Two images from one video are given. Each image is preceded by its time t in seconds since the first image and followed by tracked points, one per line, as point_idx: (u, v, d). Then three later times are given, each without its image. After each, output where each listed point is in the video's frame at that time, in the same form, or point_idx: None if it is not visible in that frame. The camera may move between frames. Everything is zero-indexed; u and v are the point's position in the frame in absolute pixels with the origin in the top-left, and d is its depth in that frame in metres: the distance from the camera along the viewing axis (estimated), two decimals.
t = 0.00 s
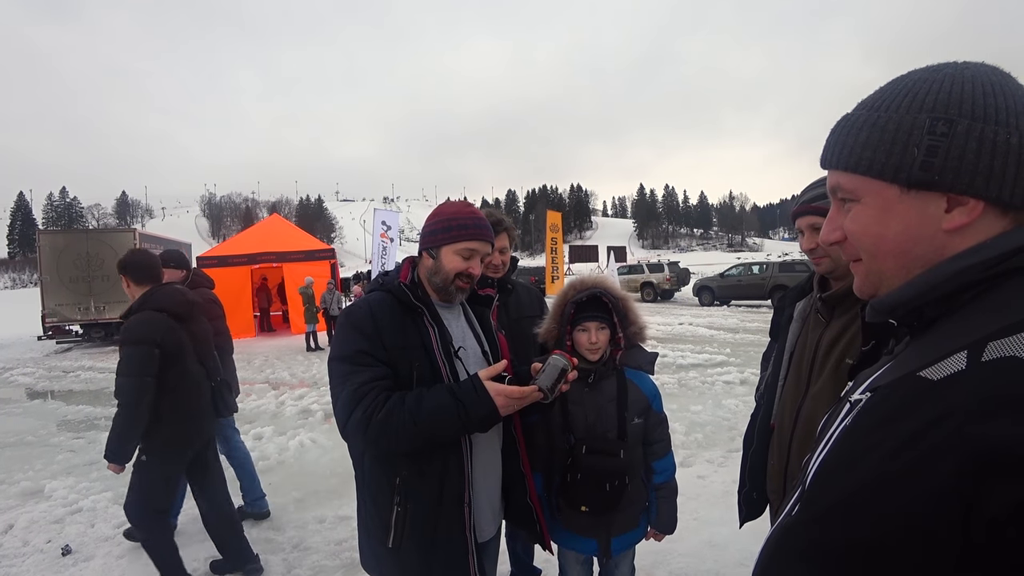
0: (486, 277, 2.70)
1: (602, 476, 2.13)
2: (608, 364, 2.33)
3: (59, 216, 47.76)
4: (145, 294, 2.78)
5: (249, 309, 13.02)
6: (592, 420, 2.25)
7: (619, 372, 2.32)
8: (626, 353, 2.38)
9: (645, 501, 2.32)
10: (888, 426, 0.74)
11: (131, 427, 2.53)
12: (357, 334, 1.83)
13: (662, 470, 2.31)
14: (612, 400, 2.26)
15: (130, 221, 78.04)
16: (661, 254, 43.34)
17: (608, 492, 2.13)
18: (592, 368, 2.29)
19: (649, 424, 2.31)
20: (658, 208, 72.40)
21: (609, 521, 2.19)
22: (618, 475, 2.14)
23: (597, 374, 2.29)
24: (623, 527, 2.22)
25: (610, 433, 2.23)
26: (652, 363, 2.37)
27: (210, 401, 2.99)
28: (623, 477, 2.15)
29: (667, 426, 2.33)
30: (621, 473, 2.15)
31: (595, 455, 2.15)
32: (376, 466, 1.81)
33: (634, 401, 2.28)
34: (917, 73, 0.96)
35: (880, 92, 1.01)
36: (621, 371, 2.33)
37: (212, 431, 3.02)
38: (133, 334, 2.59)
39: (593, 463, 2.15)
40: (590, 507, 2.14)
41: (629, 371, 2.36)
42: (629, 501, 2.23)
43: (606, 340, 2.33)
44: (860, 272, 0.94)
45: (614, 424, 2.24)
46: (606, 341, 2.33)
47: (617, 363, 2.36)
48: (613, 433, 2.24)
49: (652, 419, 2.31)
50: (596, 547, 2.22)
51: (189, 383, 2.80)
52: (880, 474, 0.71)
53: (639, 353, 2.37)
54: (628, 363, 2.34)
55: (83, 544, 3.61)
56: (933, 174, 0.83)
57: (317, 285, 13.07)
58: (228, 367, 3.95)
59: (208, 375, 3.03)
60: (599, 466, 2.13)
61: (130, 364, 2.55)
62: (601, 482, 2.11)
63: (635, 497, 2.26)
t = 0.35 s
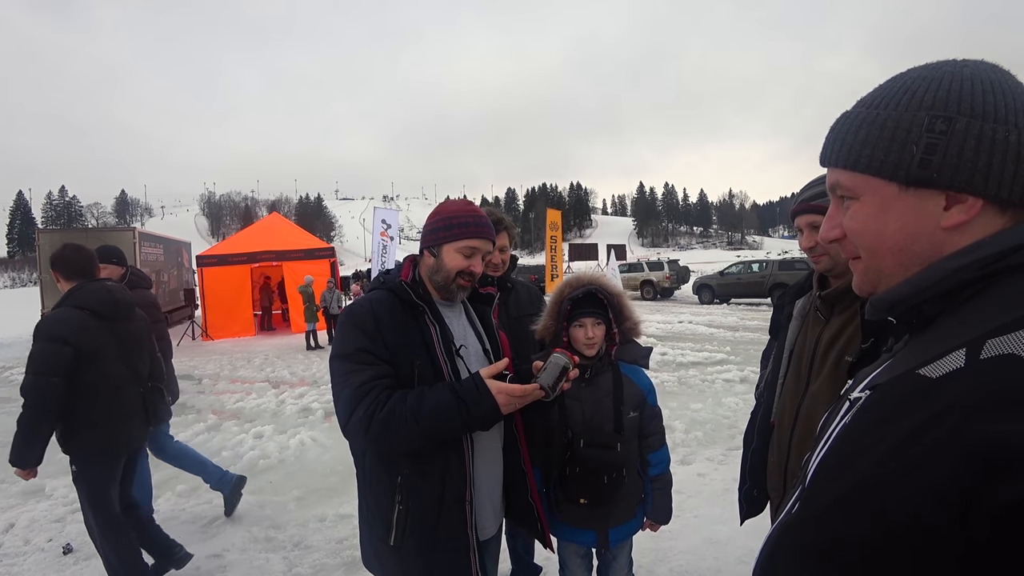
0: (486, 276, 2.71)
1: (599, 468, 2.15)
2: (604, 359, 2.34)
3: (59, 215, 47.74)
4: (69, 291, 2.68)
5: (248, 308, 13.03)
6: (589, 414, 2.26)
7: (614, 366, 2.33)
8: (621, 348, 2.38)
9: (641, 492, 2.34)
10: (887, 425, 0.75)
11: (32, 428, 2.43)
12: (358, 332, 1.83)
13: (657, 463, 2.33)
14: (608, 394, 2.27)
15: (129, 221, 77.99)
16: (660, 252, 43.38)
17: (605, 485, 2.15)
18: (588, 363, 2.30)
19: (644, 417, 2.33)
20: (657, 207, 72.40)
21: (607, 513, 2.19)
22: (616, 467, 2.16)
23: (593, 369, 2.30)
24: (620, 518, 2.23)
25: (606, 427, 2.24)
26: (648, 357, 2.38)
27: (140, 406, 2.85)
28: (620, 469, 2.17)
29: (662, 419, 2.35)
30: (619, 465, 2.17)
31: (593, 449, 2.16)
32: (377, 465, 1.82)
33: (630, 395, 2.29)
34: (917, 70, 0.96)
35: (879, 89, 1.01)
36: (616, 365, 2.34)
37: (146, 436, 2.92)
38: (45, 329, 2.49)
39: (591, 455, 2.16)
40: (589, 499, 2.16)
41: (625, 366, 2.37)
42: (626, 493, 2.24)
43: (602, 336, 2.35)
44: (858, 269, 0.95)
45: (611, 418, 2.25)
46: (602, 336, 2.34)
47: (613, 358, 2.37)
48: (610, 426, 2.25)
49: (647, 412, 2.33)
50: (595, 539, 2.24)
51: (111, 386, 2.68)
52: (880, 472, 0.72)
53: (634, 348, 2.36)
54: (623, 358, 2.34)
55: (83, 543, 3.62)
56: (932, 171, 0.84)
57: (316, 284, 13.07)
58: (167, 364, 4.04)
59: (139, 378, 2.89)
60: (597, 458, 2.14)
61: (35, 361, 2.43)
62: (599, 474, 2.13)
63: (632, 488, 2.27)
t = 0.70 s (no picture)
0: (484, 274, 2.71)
1: (598, 466, 2.17)
2: (601, 357, 2.34)
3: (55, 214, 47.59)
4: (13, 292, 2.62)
5: (246, 306, 12.99)
6: (588, 412, 2.27)
7: (611, 364, 2.34)
8: (618, 346, 2.39)
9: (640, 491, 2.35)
10: (883, 424, 0.75)
11: None
12: (355, 331, 1.83)
13: (655, 460, 2.33)
14: (605, 392, 2.28)
15: (126, 219, 77.66)
16: (658, 250, 43.39)
17: (604, 482, 2.18)
18: (586, 362, 2.30)
19: (642, 415, 2.34)
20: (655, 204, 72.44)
21: (607, 512, 2.20)
22: (615, 464, 2.18)
23: (592, 367, 2.31)
24: (620, 516, 2.24)
25: (604, 425, 2.25)
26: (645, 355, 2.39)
27: (79, 410, 2.77)
28: (619, 467, 2.18)
29: (659, 416, 2.36)
30: (617, 462, 2.19)
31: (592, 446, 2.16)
32: (376, 464, 1.82)
33: (628, 393, 2.30)
34: (916, 70, 0.96)
35: (877, 88, 1.01)
36: (614, 364, 2.35)
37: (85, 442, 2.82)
38: None
39: (590, 453, 2.18)
40: (588, 496, 2.17)
41: (622, 364, 2.38)
42: (625, 491, 2.25)
43: (599, 334, 2.36)
44: (855, 268, 0.95)
45: (609, 416, 2.26)
46: (599, 335, 2.35)
47: (610, 356, 2.38)
48: (608, 424, 2.26)
49: (645, 410, 2.34)
50: (595, 539, 2.24)
51: (48, 386, 2.60)
52: (876, 470, 0.72)
53: (631, 345, 2.37)
54: (619, 356, 2.35)
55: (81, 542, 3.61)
56: (930, 171, 0.84)
57: (314, 282, 13.05)
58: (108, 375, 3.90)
59: (80, 382, 2.82)
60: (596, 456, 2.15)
61: None
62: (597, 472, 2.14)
63: (631, 486, 2.28)
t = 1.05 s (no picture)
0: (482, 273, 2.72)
1: (600, 468, 2.17)
2: (602, 358, 2.35)
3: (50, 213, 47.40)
4: None
5: (243, 305, 12.97)
6: (589, 414, 2.27)
7: (613, 365, 2.35)
8: (619, 346, 2.39)
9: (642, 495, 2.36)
10: (879, 421, 0.76)
11: None
12: (353, 330, 1.83)
13: (658, 463, 2.34)
14: (607, 394, 2.28)
15: (122, 217, 77.42)
16: (655, 248, 43.44)
17: (607, 485, 2.17)
18: (587, 362, 2.30)
19: (643, 416, 2.35)
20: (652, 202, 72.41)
21: (609, 516, 2.21)
22: (618, 467, 2.17)
23: (593, 368, 2.31)
24: (621, 520, 2.24)
25: (606, 426, 2.25)
26: (646, 356, 2.39)
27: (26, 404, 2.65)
28: (622, 469, 2.18)
29: (661, 419, 2.37)
30: (620, 465, 2.18)
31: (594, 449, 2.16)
32: (374, 463, 1.82)
33: (629, 394, 2.31)
34: (914, 69, 0.97)
35: (876, 87, 1.02)
36: (614, 364, 2.36)
37: (38, 438, 2.67)
38: None
39: (591, 455, 2.18)
40: (590, 500, 2.16)
41: (623, 365, 2.39)
42: (627, 494, 2.25)
43: (600, 334, 2.36)
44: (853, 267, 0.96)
45: (610, 417, 2.26)
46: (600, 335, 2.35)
47: (611, 356, 2.38)
48: (610, 426, 2.26)
49: (646, 411, 2.35)
50: (596, 543, 2.25)
51: None
52: (871, 467, 0.73)
53: (633, 346, 2.36)
54: (621, 357, 2.35)
55: (79, 542, 3.60)
56: (928, 170, 0.85)
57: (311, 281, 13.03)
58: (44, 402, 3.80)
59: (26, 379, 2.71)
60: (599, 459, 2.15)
61: None
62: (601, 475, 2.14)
63: (634, 490, 2.28)
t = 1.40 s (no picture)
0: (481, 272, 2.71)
1: (604, 469, 2.16)
2: (606, 357, 2.35)
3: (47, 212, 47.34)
4: None
5: (241, 303, 12.94)
6: (592, 414, 2.26)
7: (616, 365, 2.35)
8: (623, 345, 2.40)
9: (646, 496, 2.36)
10: (875, 417, 0.76)
11: None
12: (352, 328, 1.83)
13: (662, 464, 2.34)
14: (611, 394, 2.28)
15: (119, 216, 77.20)
16: (653, 245, 43.46)
17: (611, 486, 2.17)
18: (590, 362, 2.30)
19: (648, 417, 2.35)
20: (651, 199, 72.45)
21: (612, 517, 2.20)
22: (622, 469, 2.17)
23: (596, 368, 2.31)
24: (625, 523, 2.24)
25: (610, 427, 2.24)
26: (650, 355, 2.39)
27: None
28: (626, 470, 2.18)
29: (665, 419, 2.37)
30: (625, 467, 2.17)
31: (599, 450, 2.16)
32: (372, 460, 1.82)
33: (633, 394, 2.30)
34: (913, 66, 0.97)
35: (875, 85, 1.02)
36: (618, 364, 2.36)
37: None
38: None
39: (594, 455, 2.17)
40: (594, 502, 2.16)
41: (627, 364, 2.39)
42: (631, 495, 2.25)
43: (603, 333, 2.35)
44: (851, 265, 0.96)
45: (614, 418, 2.26)
46: (604, 334, 2.35)
47: (615, 356, 2.38)
48: (614, 427, 2.25)
49: (651, 412, 2.35)
50: (599, 545, 2.24)
51: None
52: (866, 463, 0.73)
53: (638, 345, 2.37)
54: (626, 357, 2.35)
55: (79, 541, 3.60)
56: (928, 168, 0.85)
57: (309, 278, 13.01)
58: None
59: None
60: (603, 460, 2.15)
61: None
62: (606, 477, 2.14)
63: (638, 491, 2.28)
